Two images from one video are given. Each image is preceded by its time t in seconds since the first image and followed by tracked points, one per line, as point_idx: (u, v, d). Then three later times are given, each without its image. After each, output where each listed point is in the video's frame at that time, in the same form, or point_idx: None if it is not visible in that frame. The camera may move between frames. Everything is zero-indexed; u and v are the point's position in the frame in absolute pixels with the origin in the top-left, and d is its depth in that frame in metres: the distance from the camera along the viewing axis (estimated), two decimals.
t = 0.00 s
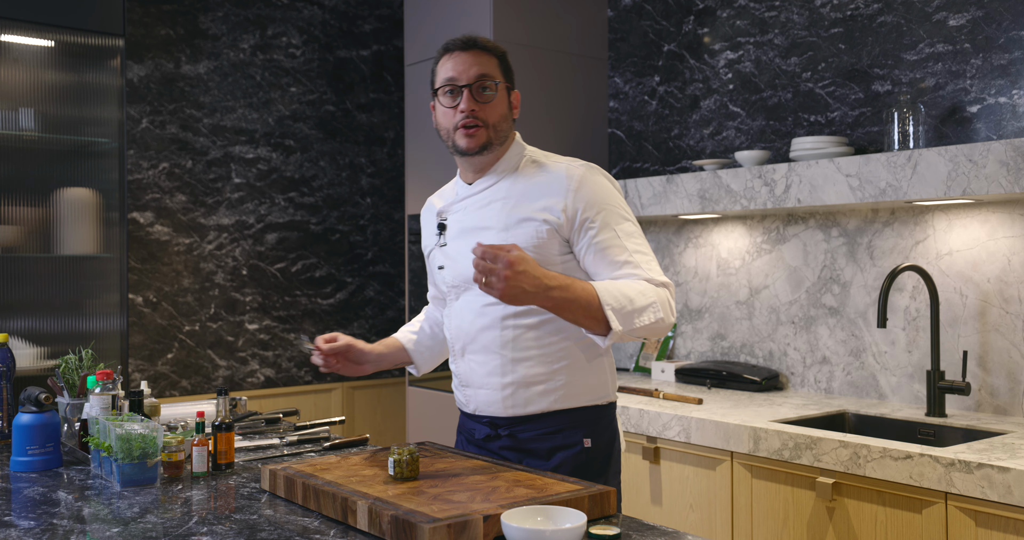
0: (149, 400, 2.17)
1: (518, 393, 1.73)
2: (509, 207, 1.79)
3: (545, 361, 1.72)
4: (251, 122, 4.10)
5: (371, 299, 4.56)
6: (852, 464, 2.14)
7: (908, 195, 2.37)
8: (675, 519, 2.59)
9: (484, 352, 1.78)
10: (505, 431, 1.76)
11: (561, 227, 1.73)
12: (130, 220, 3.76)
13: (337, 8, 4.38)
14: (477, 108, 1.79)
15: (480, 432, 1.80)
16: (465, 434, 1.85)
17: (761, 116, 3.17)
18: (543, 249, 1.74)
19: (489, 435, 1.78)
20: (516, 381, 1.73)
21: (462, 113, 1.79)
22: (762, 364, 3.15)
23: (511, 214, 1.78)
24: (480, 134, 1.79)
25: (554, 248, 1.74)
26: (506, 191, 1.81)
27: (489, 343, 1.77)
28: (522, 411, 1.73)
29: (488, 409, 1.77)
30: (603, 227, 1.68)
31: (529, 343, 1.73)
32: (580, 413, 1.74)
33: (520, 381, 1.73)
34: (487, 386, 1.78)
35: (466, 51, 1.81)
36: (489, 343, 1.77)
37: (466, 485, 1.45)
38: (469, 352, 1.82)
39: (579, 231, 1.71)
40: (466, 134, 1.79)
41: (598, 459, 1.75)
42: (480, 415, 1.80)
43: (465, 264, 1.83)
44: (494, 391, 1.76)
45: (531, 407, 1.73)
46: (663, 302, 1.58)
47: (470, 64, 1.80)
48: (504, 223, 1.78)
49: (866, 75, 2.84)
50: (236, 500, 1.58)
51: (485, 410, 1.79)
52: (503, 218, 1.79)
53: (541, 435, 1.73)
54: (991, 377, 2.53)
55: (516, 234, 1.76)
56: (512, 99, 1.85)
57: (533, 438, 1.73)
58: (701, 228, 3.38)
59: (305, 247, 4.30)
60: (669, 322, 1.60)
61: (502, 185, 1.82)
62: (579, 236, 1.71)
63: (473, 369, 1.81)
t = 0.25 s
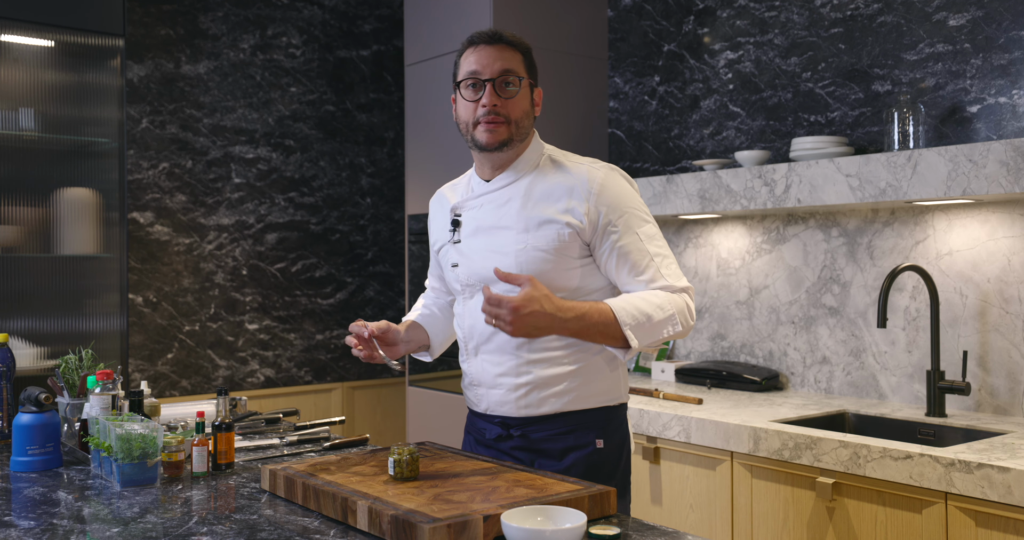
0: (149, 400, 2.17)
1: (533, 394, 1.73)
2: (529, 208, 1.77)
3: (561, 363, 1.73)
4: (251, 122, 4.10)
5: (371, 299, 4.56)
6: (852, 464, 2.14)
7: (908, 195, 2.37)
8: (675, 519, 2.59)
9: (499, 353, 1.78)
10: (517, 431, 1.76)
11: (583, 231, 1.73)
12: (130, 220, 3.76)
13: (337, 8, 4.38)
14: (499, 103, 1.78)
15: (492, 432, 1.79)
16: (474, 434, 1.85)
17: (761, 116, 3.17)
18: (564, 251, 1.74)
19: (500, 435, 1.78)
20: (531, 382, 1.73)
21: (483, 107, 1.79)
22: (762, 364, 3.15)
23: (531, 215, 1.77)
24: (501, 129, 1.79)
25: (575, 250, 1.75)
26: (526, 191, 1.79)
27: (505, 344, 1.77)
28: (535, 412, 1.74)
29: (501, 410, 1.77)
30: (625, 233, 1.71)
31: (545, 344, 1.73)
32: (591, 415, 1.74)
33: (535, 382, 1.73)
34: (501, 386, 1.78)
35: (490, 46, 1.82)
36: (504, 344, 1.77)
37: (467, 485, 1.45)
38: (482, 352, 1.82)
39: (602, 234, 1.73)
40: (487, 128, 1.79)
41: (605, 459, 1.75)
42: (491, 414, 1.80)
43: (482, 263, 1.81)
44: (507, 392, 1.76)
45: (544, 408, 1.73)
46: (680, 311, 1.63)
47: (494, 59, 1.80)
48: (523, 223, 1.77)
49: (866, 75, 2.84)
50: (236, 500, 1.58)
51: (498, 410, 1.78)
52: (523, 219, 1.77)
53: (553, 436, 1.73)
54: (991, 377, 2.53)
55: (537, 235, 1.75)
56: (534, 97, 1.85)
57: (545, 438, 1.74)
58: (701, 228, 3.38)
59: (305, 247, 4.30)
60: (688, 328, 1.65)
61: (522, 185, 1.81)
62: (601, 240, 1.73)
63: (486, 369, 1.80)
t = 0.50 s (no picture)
0: (149, 400, 2.17)
1: (538, 394, 1.73)
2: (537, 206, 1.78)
3: (566, 362, 1.73)
4: (251, 122, 4.10)
5: (371, 299, 4.56)
6: (852, 464, 2.14)
7: (908, 195, 2.37)
8: (675, 519, 2.59)
9: (504, 352, 1.78)
10: (521, 431, 1.76)
11: (592, 229, 1.74)
12: (130, 221, 3.76)
13: (337, 8, 4.38)
14: (508, 100, 1.78)
15: (495, 433, 1.79)
16: (476, 436, 1.85)
17: (761, 116, 3.17)
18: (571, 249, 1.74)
19: (504, 435, 1.77)
20: (537, 381, 1.73)
21: (492, 103, 1.78)
22: (762, 364, 3.15)
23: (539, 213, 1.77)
24: (509, 126, 1.79)
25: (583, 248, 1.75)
26: (533, 188, 1.80)
27: (511, 343, 1.77)
28: (540, 412, 1.73)
29: (505, 410, 1.77)
30: (634, 230, 1.72)
31: (552, 343, 1.74)
32: (594, 415, 1.75)
33: (540, 382, 1.73)
34: (505, 386, 1.77)
35: (501, 42, 1.82)
36: (510, 343, 1.77)
37: (467, 485, 1.45)
38: (486, 351, 1.81)
39: (610, 231, 1.74)
40: (494, 124, 1.79)
41: (607, 459, 1.75)
42: (495, 415, 1.80)
43: (488, 260, 1.80)
44: (512, 391, 1.76)
45: (549, 407, 1.73)
46: (690, 304, 1.63)
47: (504, 55, 1.80)
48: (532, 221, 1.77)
49: (866, 75, 2.84)
50: (236, 500, 1.58)
51: (502, 410, 1.78)
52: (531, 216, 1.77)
53: (558, 436, 1.73)
54: (991, 377, 2.53)
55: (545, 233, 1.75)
56: (542, 95, 1.85)
57: (550, 438, 1.74)
58: (701, 228, 3.38)
59: (305, 247, 4.30)
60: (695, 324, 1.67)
61: (530, 182, 1.81)
62: (610, 236, 1.74)
63: (490, 368, 1.80)
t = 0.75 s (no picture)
0: (149, 400, 2.17)
1: (535, 395, 1.73)
2: (533, 206, 1.78)
3: (563, 363, 1.73)
4: (251, 122, 4.10)
5: (371, 299, 4.56)
6: (852, 464, 2.14)
7: (908, 195, 2.37)
8: (675, 519, 2.59)
9: (501, 353, 1.78)
10: (519, 432, 1.76)
11: (588, 229, 1.75)
12: (130, 221, 3.76)
13: (337, 8, 4.38)
14: (502, 102, 1.78)
15: (493, 434, 1.79)
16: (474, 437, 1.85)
17: (761, 116, 3.17)
18: (568, 250, 1.75)
19: (502, 437, 1.78)
20: (534, 382, 1.73)
21: (486, 106, 1.78)
22: (762, 364, 3.15)
23: (535, 213, 1.77)
24: (503, 129, 1.79)
25: (579, 248, 1.76)
26: (528, 189, 1.80)
27: (508, 344, 1.77)
28: (538, 412, 1.73)
29: (503, 411, 1.77)
30: (630, 231, 1.73)
31: (549, 344, 1.74)
32: (591, 415, 1.75)
33: (537, 383, 1.73)
34: (502, 387, 1.77)
35: (494, 43, 1.81)
36: (506, 344, 1.77)
37: (467, 485, 1.45)
38: (483, 353, 1.81)
39: (606, 232, 1.75)
40: (489, 126, 1.79)
41: (605, 459, 1.76)
42: (492, 416, 1.80)
43: (484, 261, 1.80)
44: (508, 392, 1.76)
45: (547, 408, 1.73)
46: (688, 308, 1.64)
47: (497, 56, 1.79)
48: (528, 222, 1.77)
49: (866, 75, 2.84)
50: (236, 500, 1.58)
51: (499, 412, 1.78)
52: (527, 217, 1.78)
53: (556, 436, 1.73)
54: (991, 377, 2.53)
55: (541, 234, 1.75)
56: (536, 96, 1.85)
57: (547, 439, 1.74)
58: (701, 228, 3.38)
59: (305, 247, 4.30)
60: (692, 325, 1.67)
61: (525, 182, 1.81)
62: (606, 237, 1.75)
63: (487, 369, 1.80)
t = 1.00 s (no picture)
0: (149, 400, 2.17)
1: (531, 395, 1.74)
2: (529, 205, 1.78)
3: (559, 362, 1.73)
4: (251, 122, 4.10)
5: (371, 299, 4.56)
6: (852, 464, 2.14)
7: (908, 195, 2.37)
8: (675, 519, 2.59)
9: (497, 353, 1.78)
10: (516, 433, 1.76)
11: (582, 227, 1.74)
12: (130, 221, 3.76)
13: (337, 8, 4.38)
14: (497, 98, 1.78)
15: (490, 435, 1.79)
16: (472, 437, 1.85)
17: (761, 116, 3.17)
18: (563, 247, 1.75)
19: (499, 437, 1.78)
20: (530, 382, 1.74)
21: (481, 102, 1.78)
22: (762, 364, 3.15)
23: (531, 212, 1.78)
24: (498, 124, 1.79)
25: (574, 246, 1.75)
26: (524, 188, 1.80)
27: (504, 343, 1.77)
28: (534, 413, 1.74)
29: (499, 411, 1.78)
30: (623, 228, 1.72)
31: (544, 344, 1.74)
32: (588, 416, 1.74)
33: (533, 382, 1.73)
34: (499, 387, 1.78)
35: (488, 41, 1.82)
36: (502, 344, 1.77)
37: (467, 485, 1.45)
38: (479, 353, 1.81)
39: (600, 229, 1.73)
40: (484, 123, 1.79)
41: (604, 459, 1.76)
42: (489, 417, 1.80)
43: (480, 260, 1.81)
44: (505, 392, 1.76)
45: (544, 408, 1.73)
46: (684, 300, 1.62)
47: (492, 54, 1.80)
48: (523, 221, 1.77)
49: (866, 75, 2.84)
50: (236, 500, 1.58)
51: (496, 412, 1.79)
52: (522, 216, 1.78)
53: (553, 437, 1.73)
54: (991, 377, 2.53)
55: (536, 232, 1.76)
56: (532, 92, 1.85)
57: (544, 439, 1.74)
58: (701, 228, 3.38)
59: (305, 247, 4.30)
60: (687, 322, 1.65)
61: (521, 181, 1.81)
62: (600, 234, 1.73)
63: (483, 369, 1.80)
